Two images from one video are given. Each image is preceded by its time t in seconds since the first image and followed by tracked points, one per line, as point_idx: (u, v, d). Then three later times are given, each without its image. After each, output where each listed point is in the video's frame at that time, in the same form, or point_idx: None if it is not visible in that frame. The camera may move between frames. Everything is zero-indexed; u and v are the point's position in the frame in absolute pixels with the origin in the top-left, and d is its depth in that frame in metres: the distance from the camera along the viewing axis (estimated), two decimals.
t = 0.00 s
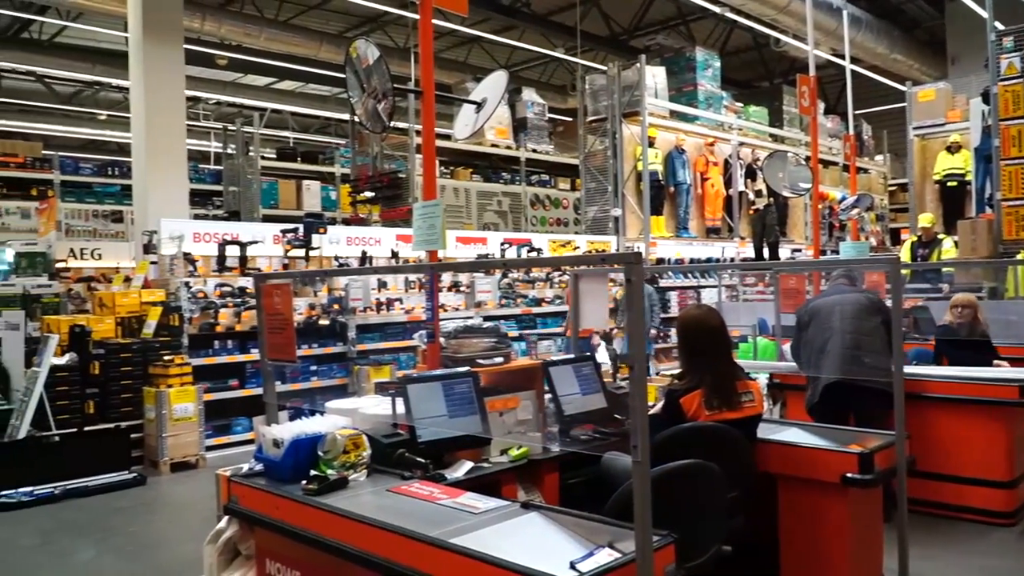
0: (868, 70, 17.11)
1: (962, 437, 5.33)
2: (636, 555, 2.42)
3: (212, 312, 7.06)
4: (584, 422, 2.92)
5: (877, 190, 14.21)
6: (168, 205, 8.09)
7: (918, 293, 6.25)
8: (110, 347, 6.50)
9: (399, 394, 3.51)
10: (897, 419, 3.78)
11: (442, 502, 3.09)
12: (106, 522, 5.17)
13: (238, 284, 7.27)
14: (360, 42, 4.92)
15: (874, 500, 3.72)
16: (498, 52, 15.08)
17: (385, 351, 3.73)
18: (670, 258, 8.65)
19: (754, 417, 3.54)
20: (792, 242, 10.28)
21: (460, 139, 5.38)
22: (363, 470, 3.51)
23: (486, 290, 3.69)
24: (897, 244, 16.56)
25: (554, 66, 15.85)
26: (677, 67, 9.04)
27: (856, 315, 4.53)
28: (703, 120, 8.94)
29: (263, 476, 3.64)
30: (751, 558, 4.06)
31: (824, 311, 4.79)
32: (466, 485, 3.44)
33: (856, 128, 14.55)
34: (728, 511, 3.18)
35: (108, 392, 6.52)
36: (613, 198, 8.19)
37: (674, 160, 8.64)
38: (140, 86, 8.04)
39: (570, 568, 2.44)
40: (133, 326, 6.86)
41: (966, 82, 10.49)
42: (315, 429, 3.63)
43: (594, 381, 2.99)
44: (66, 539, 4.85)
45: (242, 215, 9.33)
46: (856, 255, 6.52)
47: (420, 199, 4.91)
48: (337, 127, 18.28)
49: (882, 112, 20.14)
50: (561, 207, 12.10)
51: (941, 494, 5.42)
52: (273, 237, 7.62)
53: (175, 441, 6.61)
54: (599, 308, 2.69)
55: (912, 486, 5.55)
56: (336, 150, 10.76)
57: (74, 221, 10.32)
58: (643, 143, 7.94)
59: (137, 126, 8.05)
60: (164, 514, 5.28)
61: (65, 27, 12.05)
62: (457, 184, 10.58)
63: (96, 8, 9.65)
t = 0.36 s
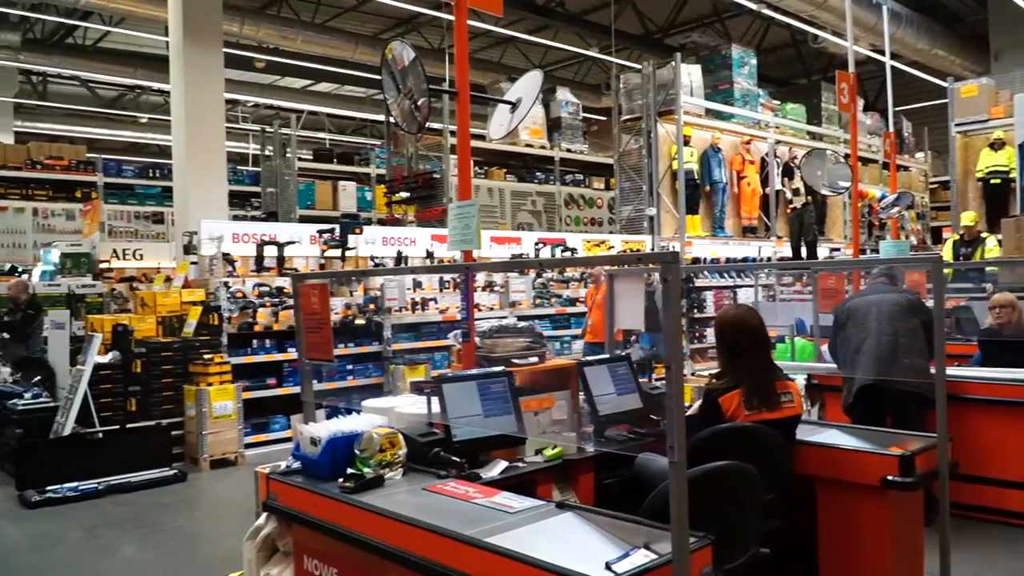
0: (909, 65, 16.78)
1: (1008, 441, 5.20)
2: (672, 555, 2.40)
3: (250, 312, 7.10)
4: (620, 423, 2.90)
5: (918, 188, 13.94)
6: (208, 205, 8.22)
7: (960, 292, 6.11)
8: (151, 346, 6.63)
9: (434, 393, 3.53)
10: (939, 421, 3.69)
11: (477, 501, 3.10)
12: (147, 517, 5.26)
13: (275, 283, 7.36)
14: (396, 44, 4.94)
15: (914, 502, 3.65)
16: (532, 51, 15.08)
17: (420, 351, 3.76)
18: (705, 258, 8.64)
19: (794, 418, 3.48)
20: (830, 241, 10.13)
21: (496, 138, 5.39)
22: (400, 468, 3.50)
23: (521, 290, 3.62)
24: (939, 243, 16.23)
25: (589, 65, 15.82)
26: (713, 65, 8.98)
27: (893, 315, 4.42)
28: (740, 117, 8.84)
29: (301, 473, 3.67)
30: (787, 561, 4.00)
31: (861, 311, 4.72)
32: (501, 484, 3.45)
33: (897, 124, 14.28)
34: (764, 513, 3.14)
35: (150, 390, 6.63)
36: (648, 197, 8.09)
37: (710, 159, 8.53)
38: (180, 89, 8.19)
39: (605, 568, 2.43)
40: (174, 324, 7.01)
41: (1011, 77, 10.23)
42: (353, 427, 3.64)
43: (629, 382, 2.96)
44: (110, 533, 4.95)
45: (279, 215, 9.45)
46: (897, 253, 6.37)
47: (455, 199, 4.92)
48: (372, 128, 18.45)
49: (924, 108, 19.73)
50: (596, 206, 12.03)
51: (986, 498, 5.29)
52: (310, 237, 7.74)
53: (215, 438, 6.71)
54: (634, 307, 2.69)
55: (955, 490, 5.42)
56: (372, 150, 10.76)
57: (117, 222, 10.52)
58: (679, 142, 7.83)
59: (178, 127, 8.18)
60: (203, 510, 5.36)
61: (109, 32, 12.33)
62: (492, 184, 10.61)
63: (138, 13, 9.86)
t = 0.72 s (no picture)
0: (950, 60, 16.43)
1: None
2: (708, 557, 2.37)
3: (286, 311, 7.23)
4: (655, 424, 2.82)
5: (959, 185, 13.64)
6: (244, 207, 8.34)
7: (1004, 292, 5.97)
8: (191, 345, 6.75)
9: (468, 392, 3.54)
10: (982, 423, 3.58)
11: (510, 501, 3.10)
12: (186, 513, 5.35)
13: (311, 283, 7.48)
14: (430, 45, 4.97)
15: (956, 507, 3.56)
16: (565, 51, 15.07)
17: (453, 351, 3.78)
18: (740, 257, 8.57)
19: (833, 420, 3.43)
20: (869, 240, 9.97)
21: (528, 139, 5.39)
22: (434, 467, 3.52)
23: (554, 289, 3.70)
24: (981, 241, 15.88)
25: (621, 64, 15.76)
26: (748, 62, 8.88)
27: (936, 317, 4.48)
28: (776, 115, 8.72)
29: (337, 471, 3.70)
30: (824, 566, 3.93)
31: (899, 312, 4.73)
32: (535, 484, 3.45)
33: (937, 120, 13.99)
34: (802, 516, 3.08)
35: (188, 388, 6.78)
36: (682, 197, 8.12)
37: (745, 157, 8.44)
38: (218, 93, 8.32)
39: (640, 569, 2.40)
40: (212, 324, 7.10)
41: None
42: (388, 426, 3.67)
43: (664, 382, 2.85)
44: (151, 528, 5.05)
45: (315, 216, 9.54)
46: (937, 252, 6.23)
47: (489, 199, 4.94)
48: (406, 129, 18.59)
49: (965, 104, 19.32)
50: (629, 206, 12.00)
51: None
52: (345, 237, 7.77)
53: (252, 436, 6.76)
54: (668, 308, 2.65)
55: (999, 495, 5.29)
56: (405, 151, 10.80)
57: (157, 223, 10.77)
58: (713, 140, 7.74)
59: (216, 129, 8.31)
60: (241, 506, 5.44)
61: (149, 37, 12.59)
62: (525, 184, 10.63)
63: (177, 18, 10.05)
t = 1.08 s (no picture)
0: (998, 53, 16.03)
1: None
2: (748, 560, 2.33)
3: (326, 311, 7.32)
4: (693, 424, 2.78)
5: (1007, 182, 13.31)
6: (284, 208, 8.45)
7: None
8: (232, 343, 6.83)
9: (506, 393, 3.53)
10: None
11: (547, 501, 3.09)
12: (228, 509, 5.42)
13: (349, 283, 7.56)
14: (467, 46, 4.99)
15: (1005, 511, 3.47)
16: (601, 50, 15.02)
17: (490, 350, 3.78)
18: (780, 256, 8.45)
19: (879, 423, 3.34)
20: (912, 238, 9.78)
21: (564, 138, 5.38)
22: (470, 466, 3.53)
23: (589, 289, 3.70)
24: None
25: (658, 62, 15.67)
26: (787, 58, 8.77)
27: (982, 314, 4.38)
28: (816, 112, 8.60)
29: (376, 469, 3.73)
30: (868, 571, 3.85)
31: (942, 313, 4.57)
32: (573, 485, 3.43)
33: (984, 116, 13.66)
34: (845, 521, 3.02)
35: (231, 385, 6.85)
36: (721, 196, 8.05)
37: (784, 155, 8.31)
38: (258, 95, 8.45)
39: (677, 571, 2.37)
40: (253, 323, 7.15)
41: None
42: (425, 425, 3.67)
43: (702, 383, 2.82)
44: (195, 523, 5.13)
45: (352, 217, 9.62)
46: (986, 251, 6.06)
47: (526, 199, 4.94)
48: (442, 130, 18.73)
49: (1013, 98, 18.85)
50: (666, 204, 11.94)
51: None
52: (382, 237, 7.83)
53: (291, 433, 6.84)
54: (707, 309, 2.63)
55: None
56: (442, 152, 10.89)
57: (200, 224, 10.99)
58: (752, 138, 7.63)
59: (257, 132, 8.44)
60: (281, 503, 5.51)
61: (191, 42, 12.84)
62: (561, 183, 10.62)
63: (218, 23, 10.21)
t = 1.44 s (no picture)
0: None
1: None
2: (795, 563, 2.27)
3: (368, 310, 7.40)
4: (737, 426, 2.68)
5: None
6: (327, 209, 8.55)
7: None
8: (277, 343, 6.90)
9: (547, 392, 3.48)
10: None
11: (591, 501, 3.07)
12: (274, 504, 5.49)
13: (392, 283, 7.66)
14: (508, 46, 5.00)
15: None
16: (642, 48, 14.95)
17: (531, 349, 3.74)
18: (826, 255, 8.25)
19: (932, 428, 3.24)
20: (964, 236, 9.52)
21: (606, 137, 5.36)
22: (513, 466, 3.54)
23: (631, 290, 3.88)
24: None
25: (700, 59, 15.54)
26: (833, 53, 8.64)
27: None
28: (863, 108, 8.44)
29: (419, 468, 3.74)
30: None
31: (995, 312, 4.33)
32: (615, 485, 3.41)
33: None
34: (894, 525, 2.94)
35: (276, 383, 6.89)
36: (764, 194, 7.75)
37: (831, 152, 8.13)
38: (302, 98, 8.57)
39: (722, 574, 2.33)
40: (297, 322, 7.18)
41: None
42: (467, 424, 3.68)
43: (746, 383, 2.68)
44: (243, 519, 5.20)
45: (394, 217, 9.82)
46: None
47: (568, 199, 4.94)
48: (482, 130, 18.80)
49: None
50: (708, 203, 11.81)
51: None
52: (424, 238, 7.90)
53: (335, 431, 6.91)
54: (752, 307, 2.53)
55: None
56: (482, 152, 10.94)
57: (246, 226, 11.17)
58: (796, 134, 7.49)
59: (301, 135, 8.56)
60: (327, 500, 5.55)
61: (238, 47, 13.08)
62: (602, 182, 10.57)
63: (264, 28, 10.37)
